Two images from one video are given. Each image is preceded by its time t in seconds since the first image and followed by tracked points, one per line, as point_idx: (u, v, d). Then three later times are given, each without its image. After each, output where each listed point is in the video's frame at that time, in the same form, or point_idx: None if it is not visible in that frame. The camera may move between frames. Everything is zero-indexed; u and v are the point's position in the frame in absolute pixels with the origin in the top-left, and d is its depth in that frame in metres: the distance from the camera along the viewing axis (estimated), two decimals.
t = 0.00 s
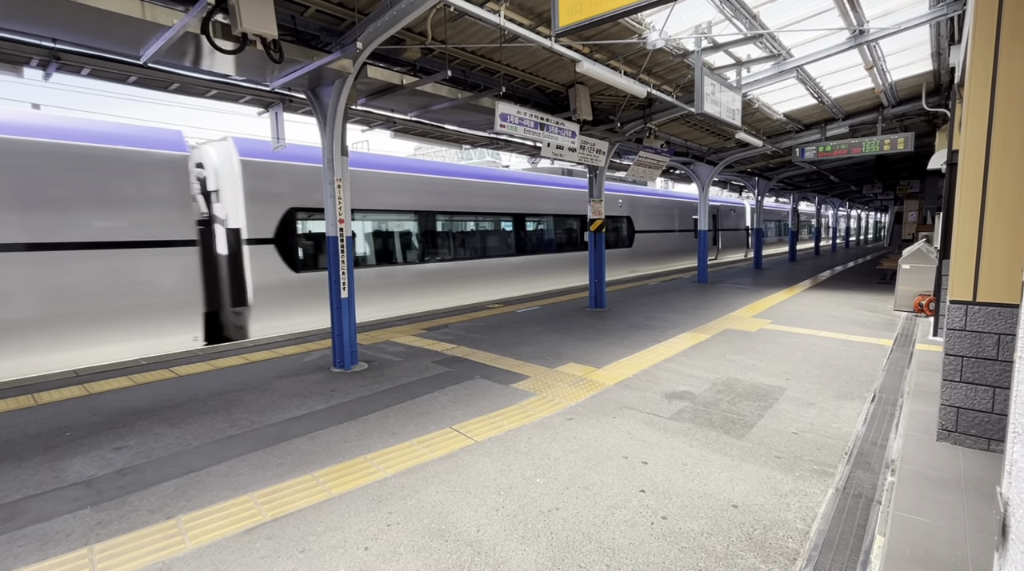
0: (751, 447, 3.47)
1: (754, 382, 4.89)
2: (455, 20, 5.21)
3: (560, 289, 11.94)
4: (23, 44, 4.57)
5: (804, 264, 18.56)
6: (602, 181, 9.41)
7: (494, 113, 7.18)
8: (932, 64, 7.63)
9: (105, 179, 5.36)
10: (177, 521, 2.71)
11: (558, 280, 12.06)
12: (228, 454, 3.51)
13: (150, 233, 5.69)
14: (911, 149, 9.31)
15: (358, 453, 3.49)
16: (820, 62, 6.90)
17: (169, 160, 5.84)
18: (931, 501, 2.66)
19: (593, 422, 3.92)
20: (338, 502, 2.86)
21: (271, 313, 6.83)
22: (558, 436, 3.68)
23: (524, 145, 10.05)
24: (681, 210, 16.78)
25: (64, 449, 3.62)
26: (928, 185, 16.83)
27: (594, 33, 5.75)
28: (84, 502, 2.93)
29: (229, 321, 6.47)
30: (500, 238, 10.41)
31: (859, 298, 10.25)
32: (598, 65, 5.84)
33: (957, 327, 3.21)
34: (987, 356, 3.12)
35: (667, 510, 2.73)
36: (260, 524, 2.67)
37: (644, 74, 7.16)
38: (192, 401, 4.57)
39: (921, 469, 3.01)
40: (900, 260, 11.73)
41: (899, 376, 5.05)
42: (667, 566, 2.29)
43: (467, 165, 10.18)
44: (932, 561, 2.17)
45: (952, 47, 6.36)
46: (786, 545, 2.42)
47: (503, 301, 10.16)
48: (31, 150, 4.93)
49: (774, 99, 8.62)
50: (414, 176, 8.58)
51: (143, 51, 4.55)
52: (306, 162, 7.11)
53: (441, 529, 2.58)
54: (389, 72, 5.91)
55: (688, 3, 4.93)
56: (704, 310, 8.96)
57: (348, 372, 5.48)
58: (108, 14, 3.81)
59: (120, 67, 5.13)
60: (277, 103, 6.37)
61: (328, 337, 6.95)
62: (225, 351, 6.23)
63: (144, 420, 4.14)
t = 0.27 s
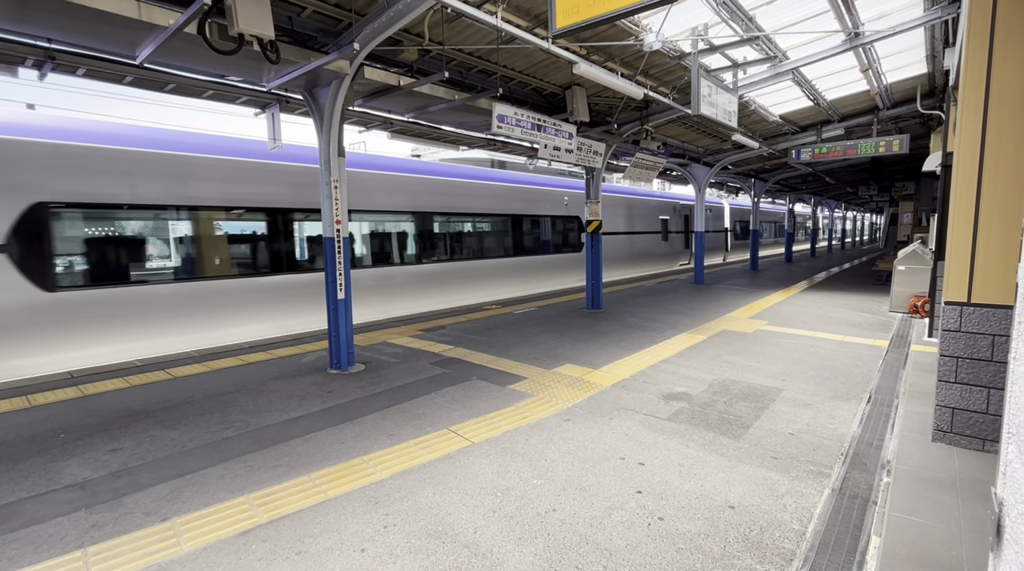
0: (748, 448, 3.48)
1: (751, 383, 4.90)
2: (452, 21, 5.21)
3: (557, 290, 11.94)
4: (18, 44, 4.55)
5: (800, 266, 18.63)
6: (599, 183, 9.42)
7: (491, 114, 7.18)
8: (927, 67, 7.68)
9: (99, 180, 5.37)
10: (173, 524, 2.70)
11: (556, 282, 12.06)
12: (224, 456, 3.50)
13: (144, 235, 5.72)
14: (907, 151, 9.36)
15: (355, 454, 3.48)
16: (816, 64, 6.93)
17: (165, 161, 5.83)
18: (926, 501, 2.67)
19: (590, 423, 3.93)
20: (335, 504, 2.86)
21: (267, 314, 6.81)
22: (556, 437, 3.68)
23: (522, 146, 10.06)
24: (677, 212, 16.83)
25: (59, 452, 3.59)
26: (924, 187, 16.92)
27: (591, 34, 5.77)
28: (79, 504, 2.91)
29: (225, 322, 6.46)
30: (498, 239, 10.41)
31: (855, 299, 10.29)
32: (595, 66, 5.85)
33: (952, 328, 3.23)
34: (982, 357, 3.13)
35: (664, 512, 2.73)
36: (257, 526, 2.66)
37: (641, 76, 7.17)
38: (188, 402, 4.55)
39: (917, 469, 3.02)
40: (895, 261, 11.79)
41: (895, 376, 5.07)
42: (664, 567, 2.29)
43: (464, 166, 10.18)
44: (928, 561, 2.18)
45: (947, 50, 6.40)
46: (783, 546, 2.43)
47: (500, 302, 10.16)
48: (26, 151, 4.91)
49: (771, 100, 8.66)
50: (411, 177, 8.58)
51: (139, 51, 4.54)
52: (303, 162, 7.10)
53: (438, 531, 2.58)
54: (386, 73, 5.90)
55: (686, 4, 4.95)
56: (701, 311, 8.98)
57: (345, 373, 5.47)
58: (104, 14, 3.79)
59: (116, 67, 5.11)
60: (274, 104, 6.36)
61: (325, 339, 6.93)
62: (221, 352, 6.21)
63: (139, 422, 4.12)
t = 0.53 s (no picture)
0: (744, 448, 3.49)
1: (747, 384, 4.92)
2: (449, 22, 5.21)
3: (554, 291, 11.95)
4: (12, 44, 4.53)
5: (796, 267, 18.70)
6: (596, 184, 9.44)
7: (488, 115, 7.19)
8: (921, 69, 7.73)
9: (94, 181, 5.34)
10: (168, 526, 2.69)
11: (552, 283, 12.07)
12: (219, 458, 3.48)
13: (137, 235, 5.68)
14: (901, 153, 9.41)
15: (351, 456, 3.47)
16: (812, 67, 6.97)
17: (160, 161, 5.81)
18: (922, 502, 2.68)
19: (587, 425, 3.93)
20: (331, 506, 2.85)
21: (263, 315, 6.79)
22: (553, 439, 3.68)
23: (519, 147, 10.07)
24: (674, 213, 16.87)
25: (53, 454, 3.57)
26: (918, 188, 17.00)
27: (588, 36, 5.78)
28: (73, 506, 2.89)
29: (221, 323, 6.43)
30: (495, 240, 10.41)
31: (851, 301, 10.34)
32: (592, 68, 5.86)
33: (947, 329, 3.24)
34: (976, 358, 3.15)
35: (661, 513, 2.73)
36: (253, 528, 2.65)
37: (638, 77, 7.19)
38: (183, 404, 4.53)
39: (912, 470, 3.03)
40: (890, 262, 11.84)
41: (890, 377, 5.09)
42: (660, 568, 2.30)
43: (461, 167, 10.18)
44: (923, 561, 2.19)
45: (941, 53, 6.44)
46: (779, 546, 2.44)
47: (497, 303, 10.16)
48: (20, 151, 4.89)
49: (766, 102, 8.69)
50: (408, 178, 8.57)
51: (134, 52, 4.52)
52: (300, 163, 7.08)
53: (435, 532, 2.58)
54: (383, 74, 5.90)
55: (682, 7, 4.97)
56: (698, 312, 9.00)
57: (341, 375, 5.45)
58: (99, 14, 3.78)
59: (111, 68, 5.09)
60: (271, 104, 6.34)
61: (321, 340, 6.91)
62: (217, 353, 6.19)
63: (134, 423, 4.10)
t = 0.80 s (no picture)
0: (740, 450, 3.50)
1: (743, 385, 4.93)
2: (446, 24, 5.22)
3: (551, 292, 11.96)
4: (7, 44, 4.50)
5: (792, 269, 18.77)
6: (592, 185, 9.45)
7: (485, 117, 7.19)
8: (915, 72, 7.78)
9: (89, 181, 5.31)
10: (164, 528, 2.67)
11: (549, 284, 12.07)
12: (215, 460, 3.46)
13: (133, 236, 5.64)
14: (896, 155, 9.47)
15: (348, 457, 3.46)
16: (807, 69, 7.00)
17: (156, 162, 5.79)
18: (918, 502, 2.69)
19: (583, 426, 3.93)
20: (327, 508, 2.83)
21: (260, 317, 6.76)
22: (549, 440, 3.68)
23: (516, 149, 10.08)
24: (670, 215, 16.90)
25: (46, 456, 3.55)
26: (913, 190, 17.09)
27: (585, 38, 5.80)
28: (67, 509, 2.87)
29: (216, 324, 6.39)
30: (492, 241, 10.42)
31: (846, 302, 10.38)
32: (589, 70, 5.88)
33: (942, 330, 3.26)
34: (970, 359, 3.17)
35: (658, 514, 2.73)
36: (248, 531, 2.64)
37: (635, 79, 7.21)
38: (178, 406, 4.50)
39: (907, 471, 3.04)
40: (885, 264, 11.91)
41: (886, 379, 5.11)
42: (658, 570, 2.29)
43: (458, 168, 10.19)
44: (918, 561, 2.20)
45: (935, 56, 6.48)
46: (776, 547, 2.44)
47: (494, 304, 10.15)
48: (15, 152, 4.86)
49: (762, 105, 8.73)
50: (405, 179, 8.57)
51: (130, 52, 4.50)
52: (297, 164, 7.07)
53: (432, 534, 2.57)
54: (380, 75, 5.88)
55: (678, 9, 4.99)
56: (694, 313, 9.02)
57: (337, 376, 5.43)
58: (95, 14, 3.76)
59: (107, 68, 5.07)
60: (267, 105, 6.34)
61: (317, 341, 6.89)
62: (213, 355, 6.16)
63: (128, 426, 4.07)
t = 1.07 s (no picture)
0: (737, 451, 3.50)
1: (740, 386, 4.94)
2: (443, 25, 5.22)
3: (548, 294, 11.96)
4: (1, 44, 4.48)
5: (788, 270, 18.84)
6: (589, 187, 9.47)
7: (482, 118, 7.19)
8: (910, 75, 7.83)
9: (84, 182, 5.29)
10: (158, 531, 2.65)
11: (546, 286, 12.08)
12: (210, 462, 3.45)
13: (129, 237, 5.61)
14: (891, 157, 9.52)
15: (345, 459, 3.45)
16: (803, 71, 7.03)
17: (152, 162, 5.76)
18: (913, 503, 2.70)
19: (580, 427, 3.93)
20: (324, 510, 2.82)
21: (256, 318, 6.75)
22: (546, 441, 3.68)
23: (513, 150, 10.09)
24: (667, 216, 16.94)
25: (40, 458, 3.52)
26: (908, 193, 17.18)
27: (582, 40, 5.81)
28: (61, 511, 2.86)
29: (212, 325, 6.37)
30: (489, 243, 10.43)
31: (842, 303, 10.43)
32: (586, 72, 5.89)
33: (936, 332, 3.28)
34: (965, 360, 3.18)
35: (654, 515, 2.73)
36: (243, 533, 2.62)
37: (631, 81, 7.22)
38: (174, 408, 4.48)
39: (903, 471, 3.06)
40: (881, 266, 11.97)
41: (881, 380, 5.13)
42: None
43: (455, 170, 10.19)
44: (914, 561, 2.21)
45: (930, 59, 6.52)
46: (772, 548, 2.44)
47: (491, 306, 10.15)
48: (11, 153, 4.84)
49: (759, 107, 8.76)
50: (402, 180, 8.56)
51: (126, 52, 4.49)
52: (294, 165, 7.06)
53: (428, 536, 2.56)
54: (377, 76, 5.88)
55: (675, 11, 5.00)
56: (691, 315, 9.04)
57: (334, 378, 5.42)
58: (90, 14, 3.75)
59: (102, 69, 5.06)
60: (264, 106, 6.33)
61: (314, 343, 6.87)
62: (209, 356, 6.14)
63: (123, 427, 4.05)
